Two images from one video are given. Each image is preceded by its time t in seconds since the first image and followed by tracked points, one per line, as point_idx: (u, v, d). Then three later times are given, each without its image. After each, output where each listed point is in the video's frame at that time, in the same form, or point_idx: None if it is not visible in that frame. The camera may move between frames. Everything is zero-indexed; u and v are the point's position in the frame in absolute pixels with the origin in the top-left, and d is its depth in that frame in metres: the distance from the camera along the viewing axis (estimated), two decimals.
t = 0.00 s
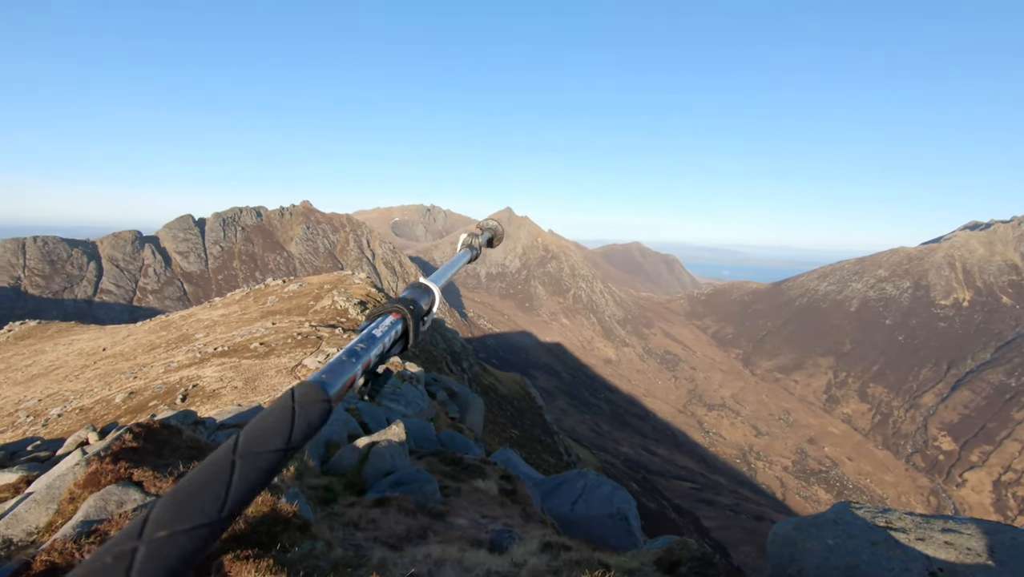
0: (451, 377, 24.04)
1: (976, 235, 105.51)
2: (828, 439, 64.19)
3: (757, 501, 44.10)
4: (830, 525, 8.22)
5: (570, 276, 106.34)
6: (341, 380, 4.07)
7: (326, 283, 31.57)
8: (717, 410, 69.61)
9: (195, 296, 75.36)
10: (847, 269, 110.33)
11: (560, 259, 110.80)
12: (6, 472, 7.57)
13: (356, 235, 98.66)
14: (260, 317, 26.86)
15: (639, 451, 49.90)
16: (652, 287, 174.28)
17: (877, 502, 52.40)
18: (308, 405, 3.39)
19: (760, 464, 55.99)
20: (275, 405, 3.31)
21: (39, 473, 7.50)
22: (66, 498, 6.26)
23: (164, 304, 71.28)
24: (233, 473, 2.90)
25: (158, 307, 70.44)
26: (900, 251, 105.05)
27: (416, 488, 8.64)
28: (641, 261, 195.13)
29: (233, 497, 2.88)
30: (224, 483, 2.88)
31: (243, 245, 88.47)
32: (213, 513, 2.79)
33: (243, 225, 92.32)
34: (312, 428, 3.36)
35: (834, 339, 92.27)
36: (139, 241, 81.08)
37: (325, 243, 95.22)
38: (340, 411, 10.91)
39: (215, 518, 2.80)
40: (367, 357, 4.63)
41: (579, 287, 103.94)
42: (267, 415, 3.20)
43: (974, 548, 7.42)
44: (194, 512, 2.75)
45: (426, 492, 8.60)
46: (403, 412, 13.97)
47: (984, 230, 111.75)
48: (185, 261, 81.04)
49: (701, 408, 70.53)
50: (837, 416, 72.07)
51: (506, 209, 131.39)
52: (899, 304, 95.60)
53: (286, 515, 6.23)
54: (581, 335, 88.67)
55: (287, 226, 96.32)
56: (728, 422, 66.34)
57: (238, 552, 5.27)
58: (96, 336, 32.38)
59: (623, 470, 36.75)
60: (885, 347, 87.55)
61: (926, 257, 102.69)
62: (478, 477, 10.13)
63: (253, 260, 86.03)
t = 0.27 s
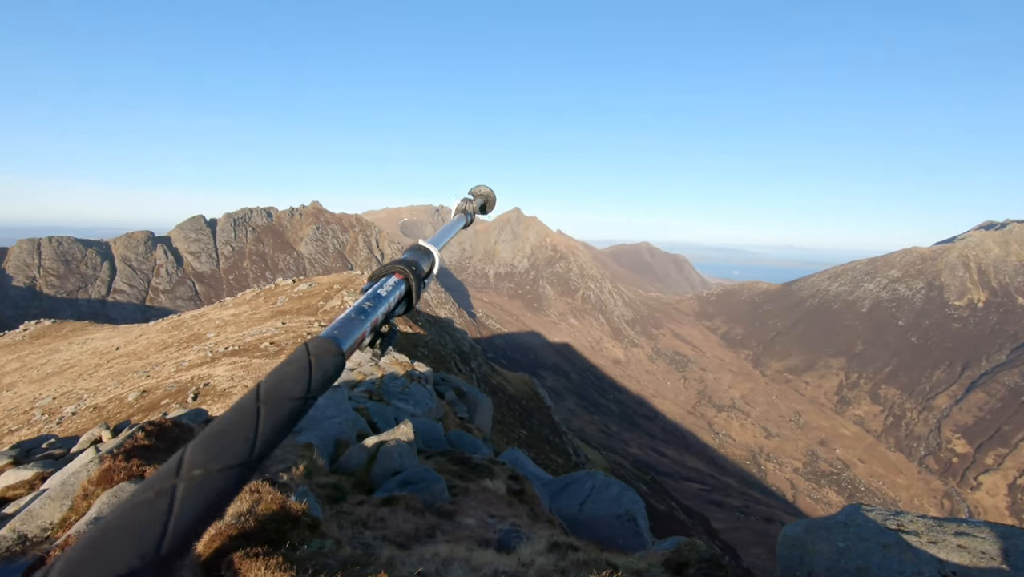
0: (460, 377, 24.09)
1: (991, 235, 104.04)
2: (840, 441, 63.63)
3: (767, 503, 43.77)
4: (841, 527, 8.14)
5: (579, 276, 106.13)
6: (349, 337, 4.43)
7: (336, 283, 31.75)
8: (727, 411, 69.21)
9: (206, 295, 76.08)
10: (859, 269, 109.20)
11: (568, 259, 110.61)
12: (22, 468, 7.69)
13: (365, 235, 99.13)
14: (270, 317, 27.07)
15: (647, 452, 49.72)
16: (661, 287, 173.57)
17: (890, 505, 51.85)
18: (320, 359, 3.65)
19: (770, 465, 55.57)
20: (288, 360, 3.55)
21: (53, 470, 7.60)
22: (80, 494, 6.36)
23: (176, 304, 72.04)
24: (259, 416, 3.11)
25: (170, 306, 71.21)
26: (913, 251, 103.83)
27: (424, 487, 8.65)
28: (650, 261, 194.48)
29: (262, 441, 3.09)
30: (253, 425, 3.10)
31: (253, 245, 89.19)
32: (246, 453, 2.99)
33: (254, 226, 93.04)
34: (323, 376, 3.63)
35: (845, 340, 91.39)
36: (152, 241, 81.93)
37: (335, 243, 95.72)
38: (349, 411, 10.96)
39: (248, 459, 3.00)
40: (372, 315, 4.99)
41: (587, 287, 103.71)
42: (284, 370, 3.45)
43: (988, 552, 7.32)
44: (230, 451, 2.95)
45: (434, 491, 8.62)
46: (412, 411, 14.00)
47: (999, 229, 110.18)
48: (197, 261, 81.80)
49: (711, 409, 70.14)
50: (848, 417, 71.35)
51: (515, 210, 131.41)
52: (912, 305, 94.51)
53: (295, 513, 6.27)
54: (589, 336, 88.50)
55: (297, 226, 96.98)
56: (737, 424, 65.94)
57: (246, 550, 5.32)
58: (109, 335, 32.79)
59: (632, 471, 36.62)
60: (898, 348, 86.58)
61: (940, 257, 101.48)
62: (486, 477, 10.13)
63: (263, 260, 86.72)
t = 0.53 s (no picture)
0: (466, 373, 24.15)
1: (1003, 231, 102.90)
2: (848, 439, 63.31)
3: (774, 501, 43.65)
4: (847, 525, 8.08)
5: (585, 273, 105.96)
6: (360, 344, 4.28)
7: (343, 280, 31.87)
8: (734, 409, 69.02)
9: (215, 293, 76.59)
10: (868, 266, 108.44)
11: (575, 256, 110.43)
12: (35, 464, 7.75)
13: (372, 232, 99.38)
14: (278, 314, 27.21)
15: (654, 449, 49.67)
16: (668, 284, 173.00)
17: (899, 503, 51.57)
18: (330, 363, 3.38)
19: (778, 463, 55.39)
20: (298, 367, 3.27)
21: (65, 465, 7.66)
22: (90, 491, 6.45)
23: (185, 301, 72.60)
24: (266, 420, 2.74)
25: (179, 303, 71.78)
26: (923, 248, 103.01)
27: (430, 484, 8.69)
28: (657, 258, 194.05)
29: (265, 444, 2.67)
30: (258, 429, 2.68)
31: (261, 242, 89.66)
32: (250, 455, 2.57)
33: (261, 223, 93.50)
34: (336, 381, 3.35)
35: (854, 338, 90.79)
36: (160, 239, 82.53)
37: (342, 240, 96.05)
38: (356, 407, 11.04)
39: (251, 460, 2.57)
40: (385, 324, 4.88)
41: (594, 284, 103.56)
42: (294, 373, 3.09)
43: (997, 550, 7.24)
44: (235, 449, 2.55)
45: (440, 487, 8.65)
46: (418, 408, 14.06)
47: (1011, 225, 108.99)
48: (205, 259, 82.31)
49: (718, 406, 69.99)
50: (857, 415, 70.94)
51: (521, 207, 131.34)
52: (922, 302, 93.73)
53: (302, 509, 6.33)
54: (596, 333, 88.41)
55: (305, 223, 97.39)
56: (745, 421, 65.73)
57: (255, 544, 5.38)
58: (119, 332, 33.09)
59: (639, 468, 36.62)
60: (907, 345, 85.98)
61: (951, 253, 100.55)
62: (492, 473, 10.16)
63: (271, 258, 87.18)
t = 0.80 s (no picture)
0: (469, 363, 24.25)
1: (1010, 220, 102.05)
2: (851, 428, 63.41)
3: (776, 489, 43.84)
4: (850, 512, 8.10)
5: (588, 262, 105.82)
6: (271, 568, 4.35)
7: (346, 270, 31.92)
8: (737, 398, 69.16)
9: (219, 282, 76.85)
10: (873, 255, 107.85)
11: (578, 245, 110.23)
12: (43, 450, 7.89)
13: (375, 222, 99.31)
14: (282, 303, 27.30)
15: (656, 438, 49.89)
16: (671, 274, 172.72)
17: (901, 491, 51.78)
18: None
19: (780, 452, 55.58)
20: None
21: (71, 452, 7.77)
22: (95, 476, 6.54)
23: (189, 290, 72.83)
24: None
25: (183, 293, 72.04)
26: (929, 237, 102.32)
27: (432, 471, 8.74)
28: (660, 247, 193.44)
29: None
30: None
31: (264, 232, 89.73)
32: None
33: (264, 213, 93.50)
34: None
35: (858, 327, 90.58)
36: (164, 228, 82.66)
37: (345, 230, 96.06)
38: (359, 395, 11.09)
39: None
40: (314, 529, 4.94)
41: (597, 273, 103.44)
42: None
43: (999, 537, 7.28)
44: None
45: (443, 474, 8.71)
46: (422, 396, 14.13)
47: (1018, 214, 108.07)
48: (209, 248, 82.45)
49: (721, 395, 70.14)
50: (860, 404, 70.98)
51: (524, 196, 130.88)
52: (927, 291, 93.32)
53: (306, 494, 6.33)
54: (599, 322, 88.44)
55: (308, 213, 97.34)
56: (747, 410, 65.89)
57: (258, 530, 5.44)
58: (124, 321, 33.28)
59: (641, 457, 36.80)
60: (911, 335, 85.76)
61: (957, 242, 99.94)
62: (494, 461, 10.22)
63: (274, 247, 87.27)
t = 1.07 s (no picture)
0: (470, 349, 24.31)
1: (1012, 204, 101.61)
2: (849, 412, 63.82)
3: (775, 473, 44.23)
4: (848, 491, 8.14)
5: (589, 248, 105.66)
6: None
7: (345, 256, 31.84)
8: (736, 383, 69.51)
9: (219, 268, 76.82)
10: (874, 240, 107.57)
11: (578, 231, 109.96)
12: (44, 435, 7.91)
13: (375, 207, 98.94)
14: (281, 289, 27.28)
15: (656, 422, 50.21)
16: (672, 259, 172.57)
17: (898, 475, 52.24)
18: None
19: (779, 436, 55.98)
20: None
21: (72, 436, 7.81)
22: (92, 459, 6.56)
23: (189, 277, 72.80)
24: None
25: (184, 279, 72.04)
26: (930, 222, 101.97)
27: (432, 453, 8.80)
28: (661, 232, 193.04)
29: None
30: None
31: (263, 218, 89.42)
32: None
33: (263, 199, 93.10)
34: None
35: (857, 312, 90.67)
36: (163, 215, 82.37)
37: (344, 216, 95.73)
38: (359, 378, 11.13)
39: None
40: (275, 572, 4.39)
41: (597, 259, 103.32)
42: None
43: (998, 517, 7.35)
44: None
45: (442, 457, 8.77)
46: (422, 380, 14.21)
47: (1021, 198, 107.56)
48: (208, 235, 82.23)
49: (720, 380, 70.50)
50: (858, 389, 71.32)
51: (524, 181, 130.22)
52: (927, 276, 93.24)
53: (304, 475, 6.38)
54: (599, 308, 88.54)
55: (307, 199, 96.91)
56: (747, 395, 66.27)
57: (256, 509, 5.48)
58: (125, 308, 33.30)
59: (641, 441, 37.06)
60: (911, 320, 85.87)
61: (958, 227, 99.65)
62: (494, 443, 10.28)
63: (273, 233, 87.06)
